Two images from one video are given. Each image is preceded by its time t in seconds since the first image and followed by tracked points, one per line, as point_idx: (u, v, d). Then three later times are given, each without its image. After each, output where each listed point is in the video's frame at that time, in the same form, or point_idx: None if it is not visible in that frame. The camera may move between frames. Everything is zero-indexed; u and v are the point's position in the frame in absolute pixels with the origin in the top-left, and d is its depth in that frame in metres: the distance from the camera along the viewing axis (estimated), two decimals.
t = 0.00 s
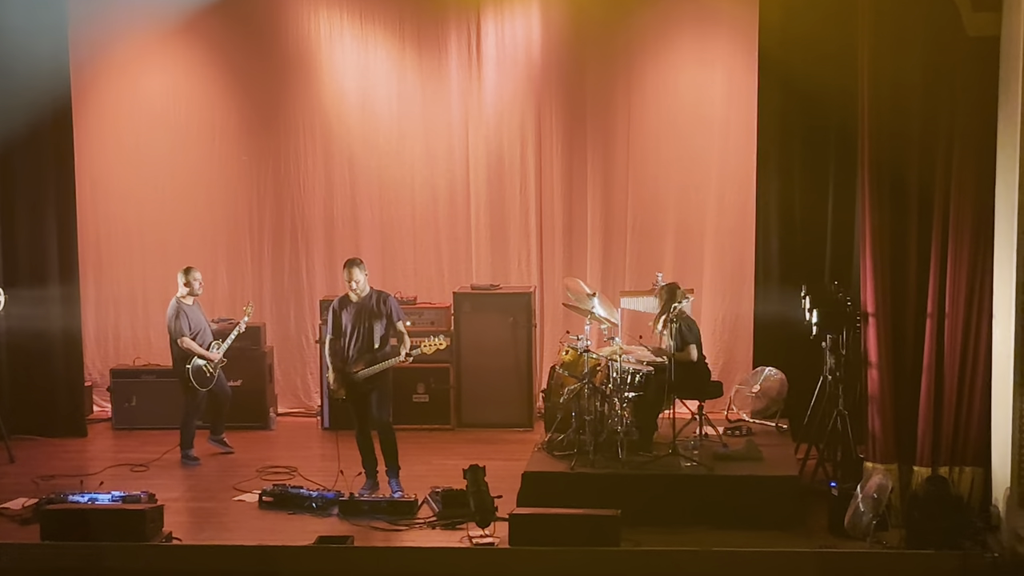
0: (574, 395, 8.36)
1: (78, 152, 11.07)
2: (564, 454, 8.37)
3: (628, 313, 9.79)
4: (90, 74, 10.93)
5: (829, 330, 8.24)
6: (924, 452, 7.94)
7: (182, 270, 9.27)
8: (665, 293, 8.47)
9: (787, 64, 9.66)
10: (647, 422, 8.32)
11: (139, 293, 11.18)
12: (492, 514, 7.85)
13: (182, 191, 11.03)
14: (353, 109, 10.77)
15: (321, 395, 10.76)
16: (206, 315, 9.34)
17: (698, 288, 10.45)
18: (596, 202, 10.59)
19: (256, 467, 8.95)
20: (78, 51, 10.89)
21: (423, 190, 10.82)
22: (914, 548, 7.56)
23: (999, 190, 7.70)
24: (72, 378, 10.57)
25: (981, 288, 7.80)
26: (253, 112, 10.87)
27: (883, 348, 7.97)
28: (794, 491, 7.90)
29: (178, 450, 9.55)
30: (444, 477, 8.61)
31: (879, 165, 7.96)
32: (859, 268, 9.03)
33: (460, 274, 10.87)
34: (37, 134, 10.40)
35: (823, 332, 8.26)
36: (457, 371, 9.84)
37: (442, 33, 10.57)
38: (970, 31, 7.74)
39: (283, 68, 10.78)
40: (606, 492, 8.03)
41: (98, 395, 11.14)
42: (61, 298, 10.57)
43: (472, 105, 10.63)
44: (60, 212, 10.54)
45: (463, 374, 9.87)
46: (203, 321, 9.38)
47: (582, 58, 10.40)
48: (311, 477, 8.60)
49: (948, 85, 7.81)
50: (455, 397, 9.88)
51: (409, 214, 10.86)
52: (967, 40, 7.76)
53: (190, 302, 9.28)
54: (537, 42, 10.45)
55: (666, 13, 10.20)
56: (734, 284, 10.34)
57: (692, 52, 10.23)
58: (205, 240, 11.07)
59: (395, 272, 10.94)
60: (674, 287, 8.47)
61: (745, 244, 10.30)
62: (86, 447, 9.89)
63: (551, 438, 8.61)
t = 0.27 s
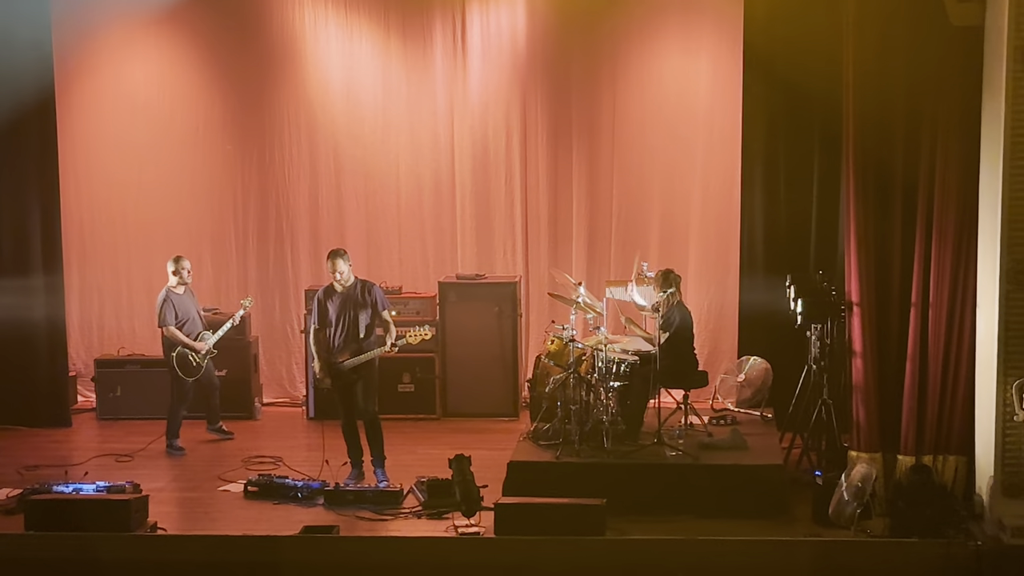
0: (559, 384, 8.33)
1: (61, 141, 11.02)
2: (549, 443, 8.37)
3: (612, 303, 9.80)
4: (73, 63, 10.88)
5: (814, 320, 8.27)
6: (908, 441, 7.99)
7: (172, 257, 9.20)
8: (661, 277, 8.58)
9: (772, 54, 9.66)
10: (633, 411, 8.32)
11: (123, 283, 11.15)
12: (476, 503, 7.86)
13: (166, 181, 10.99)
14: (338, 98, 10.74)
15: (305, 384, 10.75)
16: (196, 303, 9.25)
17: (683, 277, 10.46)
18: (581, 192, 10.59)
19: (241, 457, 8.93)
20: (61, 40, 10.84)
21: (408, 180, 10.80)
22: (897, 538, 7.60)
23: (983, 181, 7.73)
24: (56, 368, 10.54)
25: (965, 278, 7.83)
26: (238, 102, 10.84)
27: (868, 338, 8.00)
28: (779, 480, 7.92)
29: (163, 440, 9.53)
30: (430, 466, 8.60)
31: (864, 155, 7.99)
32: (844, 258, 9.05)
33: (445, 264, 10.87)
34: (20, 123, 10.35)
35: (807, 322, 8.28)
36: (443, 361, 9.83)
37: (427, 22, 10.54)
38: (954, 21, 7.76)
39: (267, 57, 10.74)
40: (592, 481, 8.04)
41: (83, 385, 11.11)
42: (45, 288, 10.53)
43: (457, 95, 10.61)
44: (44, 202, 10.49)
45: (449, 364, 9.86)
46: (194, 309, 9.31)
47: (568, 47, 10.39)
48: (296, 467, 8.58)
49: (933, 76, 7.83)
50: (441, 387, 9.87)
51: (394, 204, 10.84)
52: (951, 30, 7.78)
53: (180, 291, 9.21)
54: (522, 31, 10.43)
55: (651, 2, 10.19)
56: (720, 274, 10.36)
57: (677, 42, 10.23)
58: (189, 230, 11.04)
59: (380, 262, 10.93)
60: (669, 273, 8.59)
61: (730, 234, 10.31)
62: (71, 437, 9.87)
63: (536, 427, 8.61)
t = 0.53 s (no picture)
0: (545, 374, 8.35)
1: (45, 131, 10.98)
2: (535, 432, 8.38)
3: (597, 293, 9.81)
4: (56, 53, 10.83)
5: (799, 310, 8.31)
6: (893, 430, 8.03)
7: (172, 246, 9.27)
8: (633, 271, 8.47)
9: (756, 44, 9.66)
10: (617, 400, 8.40)
11: (108, 273, 11.12)
12: (463, 493, 7.81)
13: (150, 170, 10.96)
14: (323, 88, 10.71)
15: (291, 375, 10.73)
16: (194, 295, 9.28)
17: (669, 267, 10.48)
18: (566, 182, 10.58)
19: (227, 447, 8.92)
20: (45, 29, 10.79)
21: (393, 169, 10.78)
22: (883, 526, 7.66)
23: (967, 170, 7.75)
24: (40, 359, 10.51)
25: (950, 266, 7.85)
26: (222, 91, 10.80)
27: (852, 326, 8.04)
28: (766, 469, 7.95)
29: (148, 431, 9.51)
30: (416, 456, 8.60)
31: (849, 145, 8.02)
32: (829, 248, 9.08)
33: (430, 253, 10.87)
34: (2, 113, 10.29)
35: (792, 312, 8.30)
36: (429, 351, 9.82)
37: (412, 12, 10.53)
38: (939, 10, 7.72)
39: (252, 47, 10.71)
40: (577, 471, 8.06)
41: (67, 376, 11.08)
42: (29, 279, 10.49)
43: (442, 84, 10.59)
44: (27, 192, 10.46)
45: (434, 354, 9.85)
46: (191, 300, 9.33)
47: (553, 37, 10.38)
48: (282, 457, 8.57)
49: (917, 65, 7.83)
50: (426, 377, 9.87)
51: (379, 194, 10.83)
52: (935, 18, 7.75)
53: (179, 280, 9.24)
54: (507, 20, 10.41)
55: None
56: (705, 263, 10.37)
57: (662, 32, 10.23)
58: (174, 220, 11.01)
59: (366, 252, 10.92)
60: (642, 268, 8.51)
61: (716, 223, 10.31)
62: (55, 428, 9.84)
63: (523, 416, 8.63)
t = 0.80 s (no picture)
0: (533, 365, 8.32)
1: (31, 122, 10.94)
2: (523, 424, 8.37)
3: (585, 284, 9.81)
4: (42, 44, 10.79)
5: (787, 300, 8.32)
6: (880, 420, 8.06)
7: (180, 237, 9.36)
8: (614, 266, 8.34)
9: (743, 35, 9.65)
10: (605, 392, 8.40)
11: (94, 265, 11.09)
12: (452, 485, 7.83)
13: (137, 162, 10.93)
14: (310, 79, 10.69)
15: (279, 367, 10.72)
16: (199, 289, 9.36)
17: (657, 258, 10.49)
18: (554, 173, 10.58)
19: (215, 440, 8.90)
20: (30, 20, 10.75)
21: (380, 160, 10.77)
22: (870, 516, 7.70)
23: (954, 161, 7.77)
24: (27, 351, 10.48)
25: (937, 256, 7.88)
26: (209, 82, 10.77)
27: (840, 316, 8.07)
28: (754, 458, 7.98)
29: (136, 423, 9.49)
30: (404, 447, 8.59)
31: (836, 135, 8.05)
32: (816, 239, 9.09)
33: (418, 245, 10.86)
34: None
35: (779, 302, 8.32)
36: (417, 343, 9.82)
37: (399, 2, 10.50)
38: None
39: (238, 37, 10.68)
40: (565, 462, 8.07)
41: (54, 368, 11.05)
42: (15, 271, 10.46)
43: (429, 75, 10.58)
44: (13, 185, 10.42)
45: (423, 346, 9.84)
46: (195, 294, 9.41)
47: (540, 27, 10.37)
48: (270, 449, 8.56)
49: (904, 55, 7.83)
50: (415, 368, 9.86)
51: (367, 186, 10.81)
52: (922, 8, 7.75)
53: (187, 271, 9.32)
54: (495, 12, 10.41)
55: None
56: (693, 254, 10.38)
57: (650, 23, 10.23)
58: (161, 212, 10.98)
59: (354, 244, 10.92)
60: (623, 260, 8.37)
61: (704, 214, 10.33)
62: (42, 421, 9.81)
63: (511, 407, 8.61)
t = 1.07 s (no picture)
0: (523, 358, 8.31)
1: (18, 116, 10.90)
2: (512, 417, 8.36)
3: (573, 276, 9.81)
4: (29, 37, 10.75)
5: (776, 291, 8.30)
6: (869, 411, 8.08)
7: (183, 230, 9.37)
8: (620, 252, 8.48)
9: (733, 27, 9.64)
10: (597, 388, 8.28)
11: (83, 258, 11.06)
12: (442, 478, 7.87)
13: (125, 155, 10.89)
14: (299, 72, 10.67)
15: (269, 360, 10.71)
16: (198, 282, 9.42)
17: (646, 251, 10.49)
18: (543, 165, 10.57)
19: (204, 433, 8.89)
20: (17, 13, 10.71)
21: (369, 153, 10.75)
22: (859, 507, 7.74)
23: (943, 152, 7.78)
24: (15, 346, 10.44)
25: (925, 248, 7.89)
26: (197, 75, 10.74)
27: (829, 308, 8.08)
28: (744, 450, 7.99)
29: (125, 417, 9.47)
30: (394, 440, 8.57)
31: (825, 127, 8.06)
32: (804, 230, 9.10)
33: (408, 238, 10.85)
34: None
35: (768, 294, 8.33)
36: (406, 335, 9.82)
37: None
38: None
39: (226, 30, 10.65)
40: (555, 455, 8.07)
41: (43, 362, 11.02)
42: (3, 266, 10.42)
43: (418, 68, 10.56)
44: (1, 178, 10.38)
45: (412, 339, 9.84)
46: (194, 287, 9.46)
47: (529, 20, 10.35)
48: (259, 443, 8.54)
49: (893, 48, 7.82)
50: (404, 361, 9.85)
51: (356, 179, 10.79)
52: None
53: (188, 264, 9.37)
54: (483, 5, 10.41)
55: None
56: (682, 246, 10.39)
57: (638, 16, 10.22)
58: (149, 205, 10.95)
59: (343, 237, 10.90)
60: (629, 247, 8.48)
61: (693, 206, 10.35)
62: (31, 415, 9.78)
63: (501, 400, 8.59)
